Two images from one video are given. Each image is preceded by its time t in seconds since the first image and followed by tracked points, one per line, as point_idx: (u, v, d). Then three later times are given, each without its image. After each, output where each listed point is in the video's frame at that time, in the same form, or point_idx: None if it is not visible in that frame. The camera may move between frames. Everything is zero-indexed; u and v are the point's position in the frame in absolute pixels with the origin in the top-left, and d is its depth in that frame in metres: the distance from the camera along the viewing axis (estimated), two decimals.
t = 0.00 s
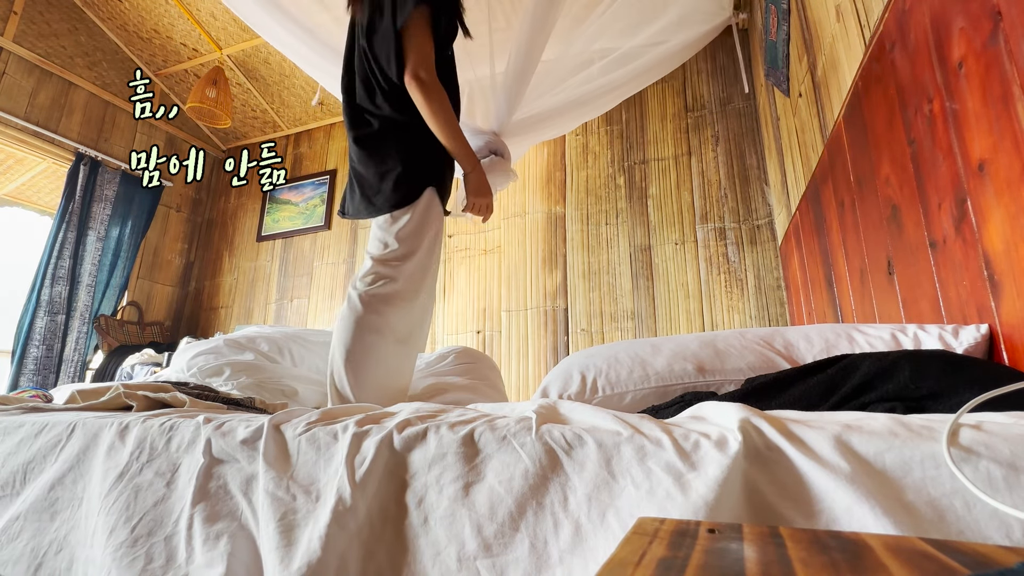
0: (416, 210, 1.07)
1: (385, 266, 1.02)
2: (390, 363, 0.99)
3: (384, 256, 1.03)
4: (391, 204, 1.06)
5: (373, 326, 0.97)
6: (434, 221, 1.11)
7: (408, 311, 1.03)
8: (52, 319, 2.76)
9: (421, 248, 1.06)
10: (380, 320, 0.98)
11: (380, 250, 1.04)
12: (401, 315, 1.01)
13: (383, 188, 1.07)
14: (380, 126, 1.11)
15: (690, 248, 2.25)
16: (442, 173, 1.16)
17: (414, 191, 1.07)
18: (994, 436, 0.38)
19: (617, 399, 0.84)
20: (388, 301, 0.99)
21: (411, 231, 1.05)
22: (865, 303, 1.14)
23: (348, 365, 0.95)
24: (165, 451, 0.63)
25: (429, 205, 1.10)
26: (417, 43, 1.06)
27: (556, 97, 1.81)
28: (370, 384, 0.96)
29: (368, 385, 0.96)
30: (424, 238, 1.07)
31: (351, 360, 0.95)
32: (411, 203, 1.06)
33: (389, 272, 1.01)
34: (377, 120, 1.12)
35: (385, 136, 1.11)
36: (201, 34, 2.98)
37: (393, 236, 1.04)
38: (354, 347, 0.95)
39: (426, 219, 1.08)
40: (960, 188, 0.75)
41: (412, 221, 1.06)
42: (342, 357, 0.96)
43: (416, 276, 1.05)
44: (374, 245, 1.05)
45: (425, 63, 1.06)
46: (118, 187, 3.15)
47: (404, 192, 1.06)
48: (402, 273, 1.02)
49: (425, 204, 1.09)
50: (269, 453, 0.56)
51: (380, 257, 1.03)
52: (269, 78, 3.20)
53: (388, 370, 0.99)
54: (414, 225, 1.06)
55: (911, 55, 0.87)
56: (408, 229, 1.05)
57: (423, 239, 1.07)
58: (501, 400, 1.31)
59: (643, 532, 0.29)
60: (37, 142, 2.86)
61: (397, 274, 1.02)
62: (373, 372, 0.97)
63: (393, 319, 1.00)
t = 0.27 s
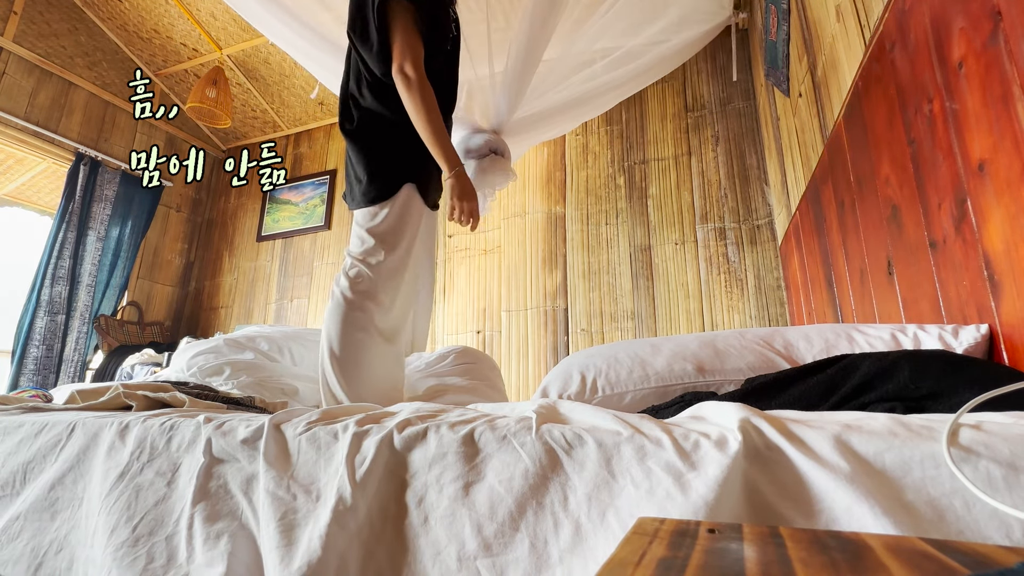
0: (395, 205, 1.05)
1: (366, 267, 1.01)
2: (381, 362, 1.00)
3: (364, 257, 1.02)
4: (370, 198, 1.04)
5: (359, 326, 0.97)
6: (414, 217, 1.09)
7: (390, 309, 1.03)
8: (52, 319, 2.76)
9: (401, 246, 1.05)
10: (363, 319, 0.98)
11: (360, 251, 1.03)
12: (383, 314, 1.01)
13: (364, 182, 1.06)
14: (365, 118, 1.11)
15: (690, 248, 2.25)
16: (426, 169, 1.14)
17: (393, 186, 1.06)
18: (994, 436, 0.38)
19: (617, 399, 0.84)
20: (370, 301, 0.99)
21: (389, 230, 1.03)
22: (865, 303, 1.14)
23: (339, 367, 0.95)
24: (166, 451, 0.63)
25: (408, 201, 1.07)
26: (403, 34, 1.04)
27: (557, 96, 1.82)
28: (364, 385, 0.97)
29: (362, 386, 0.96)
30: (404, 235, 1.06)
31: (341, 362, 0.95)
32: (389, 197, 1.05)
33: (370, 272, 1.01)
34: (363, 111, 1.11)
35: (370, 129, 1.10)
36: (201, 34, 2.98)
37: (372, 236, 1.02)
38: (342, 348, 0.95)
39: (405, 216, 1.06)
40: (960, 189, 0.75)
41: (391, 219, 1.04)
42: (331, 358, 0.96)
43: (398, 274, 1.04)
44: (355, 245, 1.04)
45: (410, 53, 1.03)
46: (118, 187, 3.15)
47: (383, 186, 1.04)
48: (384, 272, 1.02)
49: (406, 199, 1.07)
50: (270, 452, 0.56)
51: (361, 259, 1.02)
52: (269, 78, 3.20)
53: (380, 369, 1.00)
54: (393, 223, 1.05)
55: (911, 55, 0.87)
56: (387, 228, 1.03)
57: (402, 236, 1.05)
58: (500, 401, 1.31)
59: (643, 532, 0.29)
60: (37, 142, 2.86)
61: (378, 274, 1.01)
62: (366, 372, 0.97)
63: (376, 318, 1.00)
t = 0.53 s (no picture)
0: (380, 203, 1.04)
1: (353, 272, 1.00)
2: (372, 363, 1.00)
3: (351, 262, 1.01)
4: (355, 196, 1.03)
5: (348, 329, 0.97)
6: (399, 218, 1.07)
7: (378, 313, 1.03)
8: (52, 319, 2.76)
9: (386, 250, 1.04)
10: (352, 322, 0.98)
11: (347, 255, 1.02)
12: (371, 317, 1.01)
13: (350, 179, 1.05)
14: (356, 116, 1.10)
15: (690, 248, 2.25)
16: (414, 169, 1.14)
17: (379, 185, 1.05)
18: (994, 436, 0.38)
19: (617, 399, 0.84)
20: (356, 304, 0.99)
21: (375, 233, 1.02)
22: (865, 303, 1.14)
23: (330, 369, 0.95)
24: (166, 449, 0.63)
25: (393, 203, 1.06)
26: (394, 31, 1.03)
27: (558, 99, 1.83)
28: (355, 388, 0.97)
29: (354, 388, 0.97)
30: (390, 239, 1.05)
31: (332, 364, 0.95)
32: (375, 195, 1.04)
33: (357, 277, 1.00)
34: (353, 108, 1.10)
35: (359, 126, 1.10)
36: (201, 35, 2.98)
37: (357, 239, 1.01)
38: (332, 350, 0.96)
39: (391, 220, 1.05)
40: (960, 188, 0.75)
41: (377, 222, 1.03)
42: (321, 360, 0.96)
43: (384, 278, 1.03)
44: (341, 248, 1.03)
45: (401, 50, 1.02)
46: (118, 188, 3.15)
47: (369, 185, 1.03)
48: (370, 277, 1.01)
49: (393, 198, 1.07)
50: (270, 451, 0.56)
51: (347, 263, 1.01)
52: (269, 78, 3.20)
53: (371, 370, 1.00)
54: (380, 226, 1.03)
55: (911, 55, 0.87)
56: (373, 231, 1.02)
57: (388, 239, 1.04)
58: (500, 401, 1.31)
59: (642, 532, 0.29)
60: (37, 142, 2.86)
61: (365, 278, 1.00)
62: (357, 375, 0.97)
63: (364, 321, 1.00)
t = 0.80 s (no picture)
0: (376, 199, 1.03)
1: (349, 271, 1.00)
2: (370, 363, 1.01)
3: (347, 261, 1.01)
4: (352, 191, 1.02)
5: (345, 328, 0.97)
6: (396, 216, 1.07)
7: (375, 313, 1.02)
8: (52, 319, 2.76)
9: (382, 249, 1.03)
10: (348, 321, 0.98)
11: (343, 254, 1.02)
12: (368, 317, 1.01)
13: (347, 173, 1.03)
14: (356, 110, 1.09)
15: (690, 248, 2.25)
16: (411, 166, 1.13)
17: (376, 180, 1.04)
18: (994, 436, 0.38)
19: (617, 398, 0.84)
20: (353, 304, 0.99)
21: (370, 232, 1.02)
22: (865, 303, 1.14)
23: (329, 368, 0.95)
24: (167, 448, 0.63)
25: (391, 201, 1.06)
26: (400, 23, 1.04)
27: (558, 100, 1.83)
28: (353, 387, 0.97)
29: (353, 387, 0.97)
30: (387, 237, 1.04)
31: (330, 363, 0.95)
32: (372, 191, 1.03)
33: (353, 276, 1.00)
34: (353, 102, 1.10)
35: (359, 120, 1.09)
36: (201, 35, 2.97)
37: (354, 238, 1.01)
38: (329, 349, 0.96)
39: (388, 219, 1.05)
40: (960, 188, 0.75)
41: (372, 221, 1.02)
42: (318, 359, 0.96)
43: (381, 278, 1.03)
44: (337, 247, 1.03)
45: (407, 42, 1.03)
46: (118, 188, 3.15)
47: (366, 179, 1.02)
48: (366, 276, 1.00)
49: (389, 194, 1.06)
50: (270, 450, 0.56)
51: (343, 262, 1.01)
52: (269, 78, 3.20)
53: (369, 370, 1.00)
54: (375, 225, 1.03)
55: (911, 55, 0.87)
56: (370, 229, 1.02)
57: (384, 239, 1.03)
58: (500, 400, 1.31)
59: (642, 532, 0.29)
60: (37, 142, 2.86)
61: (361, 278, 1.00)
62: (355, 374, 0.98)
63: (360, 321, 1.00)
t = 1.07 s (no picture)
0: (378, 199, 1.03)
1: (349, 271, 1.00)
2: (370, 362, 1.01)
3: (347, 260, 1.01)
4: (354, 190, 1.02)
5: (345, 328, 0.97)
6: (398, 217, 1.06)
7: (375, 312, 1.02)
8: (52, 319, 2.76)
9: (383, 249, 1.03)
10: (348, 320, 0.98)
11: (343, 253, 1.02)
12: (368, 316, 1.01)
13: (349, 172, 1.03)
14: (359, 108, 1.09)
15: (690, 248, 2.25)
16: (412, 165, 1.12)
17: (379, 179, 1.04)
18: (994, 435, 0.38)
19: (617, 399, 0.84)
20: (353, 303, 0.99)
21: (371, 232, 1.02)
22: (865, 303, 1.14)
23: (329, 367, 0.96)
24: (167, 448, 0.63)
25: (393, 202, 1.05)
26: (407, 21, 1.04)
27: (558, 97, 1.82)
28: (353, 387, 0.97)
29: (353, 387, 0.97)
30: (388, 237, 1.04)
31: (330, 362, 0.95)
32: (374, 191, 1.03)
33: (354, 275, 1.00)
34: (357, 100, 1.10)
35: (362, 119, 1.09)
36: (201, 35, 2.97)
37: (354, 237, 1.01)
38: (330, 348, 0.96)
39: (389, 219, 1.04)
40: (960, 188, 0.75)
41: (373, 221, 1.02)
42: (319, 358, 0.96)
43: (381, 277, 1.03)
44: (338, 245, 1.03)
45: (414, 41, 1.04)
46: (118, 188, 3.15)
47: (368, 179, 1.02)
48: (366, 275, 1.00)
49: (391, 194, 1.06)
50: (270, 450, 0.56)
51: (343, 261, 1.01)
52: (269, 78, 3.20)
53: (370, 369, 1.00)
54: (376, 224, 1.03)
55: (911, 55, 0.87)
56: (371, 229, 1.02)
57: (384, 238, 1.03)
58: (500, 400, 1.31)
59: (642, 532, 0.29)
60: (37, 142, 2.86)
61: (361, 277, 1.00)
62: (355, 374, 0.98)
63: (361, 321, 1.00)
